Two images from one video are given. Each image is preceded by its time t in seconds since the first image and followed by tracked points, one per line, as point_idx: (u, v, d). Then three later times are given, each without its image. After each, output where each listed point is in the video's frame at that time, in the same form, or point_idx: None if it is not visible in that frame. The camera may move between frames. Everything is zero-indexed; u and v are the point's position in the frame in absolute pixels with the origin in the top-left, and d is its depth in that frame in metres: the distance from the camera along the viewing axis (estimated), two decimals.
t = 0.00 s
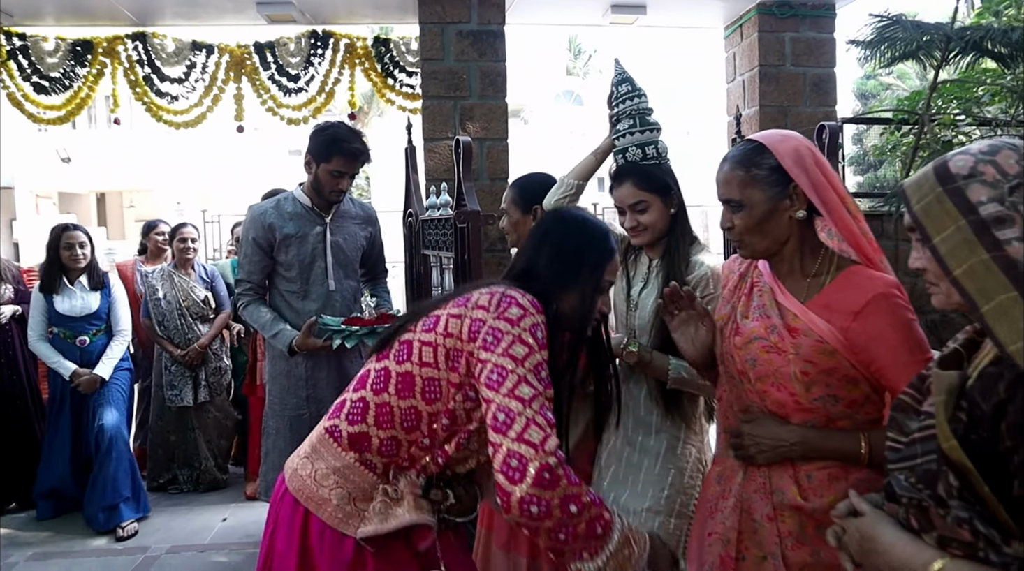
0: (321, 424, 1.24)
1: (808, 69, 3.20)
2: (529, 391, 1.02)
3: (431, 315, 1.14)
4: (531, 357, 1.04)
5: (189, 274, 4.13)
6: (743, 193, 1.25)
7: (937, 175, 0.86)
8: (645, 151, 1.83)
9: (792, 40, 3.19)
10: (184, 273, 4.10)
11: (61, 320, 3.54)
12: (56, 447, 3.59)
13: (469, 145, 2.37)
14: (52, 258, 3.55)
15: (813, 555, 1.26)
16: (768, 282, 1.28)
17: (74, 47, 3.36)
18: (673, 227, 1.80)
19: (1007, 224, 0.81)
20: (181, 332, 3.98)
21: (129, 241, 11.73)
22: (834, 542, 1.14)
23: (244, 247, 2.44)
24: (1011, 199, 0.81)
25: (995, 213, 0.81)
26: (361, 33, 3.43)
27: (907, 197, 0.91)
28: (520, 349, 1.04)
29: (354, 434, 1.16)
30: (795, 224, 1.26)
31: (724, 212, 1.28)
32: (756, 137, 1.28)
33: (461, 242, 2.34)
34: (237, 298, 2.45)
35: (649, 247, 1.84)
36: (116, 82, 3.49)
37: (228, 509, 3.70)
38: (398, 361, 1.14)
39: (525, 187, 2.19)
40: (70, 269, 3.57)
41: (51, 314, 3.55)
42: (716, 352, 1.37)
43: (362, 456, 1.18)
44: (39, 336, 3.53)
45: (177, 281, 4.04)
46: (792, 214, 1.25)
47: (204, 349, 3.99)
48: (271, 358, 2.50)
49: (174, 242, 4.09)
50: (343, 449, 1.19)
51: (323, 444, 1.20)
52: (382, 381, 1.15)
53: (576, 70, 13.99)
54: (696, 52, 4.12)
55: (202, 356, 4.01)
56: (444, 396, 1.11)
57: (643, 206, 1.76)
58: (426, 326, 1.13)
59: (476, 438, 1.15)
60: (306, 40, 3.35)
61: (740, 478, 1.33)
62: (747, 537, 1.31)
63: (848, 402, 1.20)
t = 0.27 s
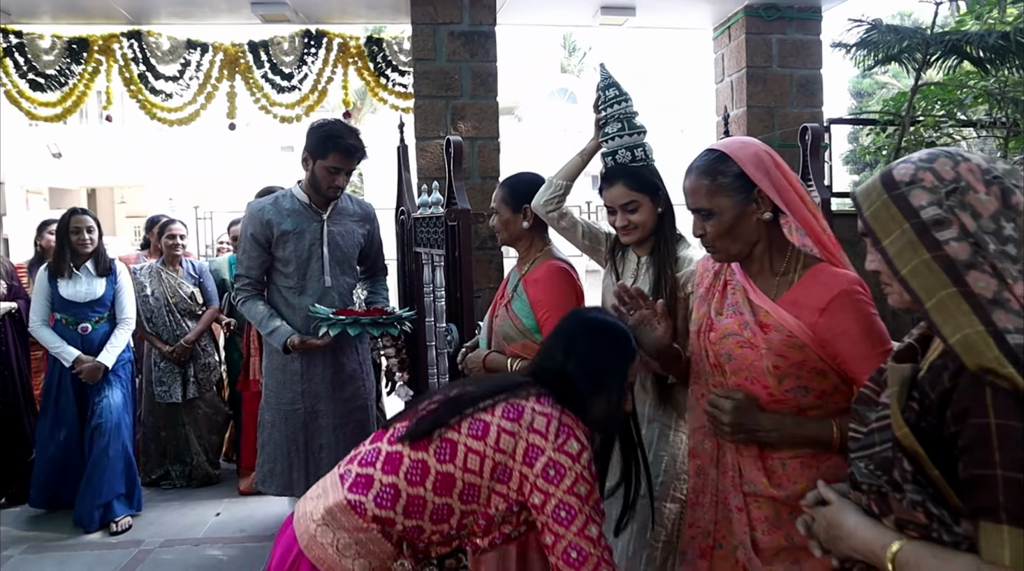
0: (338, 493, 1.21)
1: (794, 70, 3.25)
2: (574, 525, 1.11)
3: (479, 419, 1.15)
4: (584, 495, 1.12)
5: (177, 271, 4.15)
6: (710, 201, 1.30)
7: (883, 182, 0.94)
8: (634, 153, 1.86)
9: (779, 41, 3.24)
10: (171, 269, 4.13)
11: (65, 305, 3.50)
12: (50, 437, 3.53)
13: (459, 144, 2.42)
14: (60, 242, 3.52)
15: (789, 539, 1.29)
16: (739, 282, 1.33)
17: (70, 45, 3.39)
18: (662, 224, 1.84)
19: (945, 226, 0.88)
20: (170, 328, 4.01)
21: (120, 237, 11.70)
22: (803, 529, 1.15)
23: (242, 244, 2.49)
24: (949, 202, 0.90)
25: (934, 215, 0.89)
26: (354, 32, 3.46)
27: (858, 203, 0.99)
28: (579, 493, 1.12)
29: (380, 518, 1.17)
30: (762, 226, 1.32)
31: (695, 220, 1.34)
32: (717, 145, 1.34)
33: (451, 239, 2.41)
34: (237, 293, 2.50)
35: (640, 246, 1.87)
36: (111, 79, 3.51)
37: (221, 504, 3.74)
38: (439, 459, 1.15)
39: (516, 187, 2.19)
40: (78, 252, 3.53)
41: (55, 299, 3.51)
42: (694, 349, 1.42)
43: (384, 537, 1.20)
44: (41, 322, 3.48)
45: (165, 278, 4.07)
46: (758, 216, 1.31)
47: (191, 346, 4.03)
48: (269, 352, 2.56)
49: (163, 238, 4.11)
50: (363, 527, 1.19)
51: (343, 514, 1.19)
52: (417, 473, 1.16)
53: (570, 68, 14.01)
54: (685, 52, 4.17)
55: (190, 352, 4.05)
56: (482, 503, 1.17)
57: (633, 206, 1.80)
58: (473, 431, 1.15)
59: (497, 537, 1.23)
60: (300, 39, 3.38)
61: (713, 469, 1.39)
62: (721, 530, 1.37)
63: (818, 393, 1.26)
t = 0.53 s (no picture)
0: (363, 558, 1.20)
1: (783, 73, 3.31)
2: None
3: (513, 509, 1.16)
4: None
5: (167, 270, 4.16)
6: (683, 205, 1.35)
7: (839, 187, 1.05)
8: (624, 153, 1.91)
9: (768, 45, 3.30)
10: (161, 268, 4.13)
11: (66, 299, 3.50)
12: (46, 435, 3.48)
13: (452, 145, 2.46)
14: (62, 235, 3.50)
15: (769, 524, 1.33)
16: (714, 281, 1.39)
17: (68, 45, 3.43)
18: (651, 222, 1.89)
19: (896, 224, 0.99)
20: (161, 326, 4.05)
21: (114, 236, 11.66)
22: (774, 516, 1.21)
23: (244, 239, 2.53)
24: (899, 203, 1.00)
25: (886, 215, 1.00)
26: (349, 33, 3.50)
27: (820, 207, 1.10)
28: None
29: None
30: (733, 227, 1.37)
31: (670, 223, 1.40)
32: (685, 152, 1.39)
33: (444, 238, 2.46)
34: (239, 289, 2.56)
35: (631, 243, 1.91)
36: (108, 79, 3.53)
37: (218, 499, 3.78)
38: (472, 542, 1.16)
39: (507, 187, 2.22)
40: (82, 245, 3.52)
41: (57, 293, 3.50)
42: (672, 346, 1.48)
43: None
44: (42, 316, 3.47)
45: (155, 276, 4.08)
46: (729, 217, 1.36)
47: (183, 343, 4.06)
48: (269, 348, 2.61)
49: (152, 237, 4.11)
50: None
51: None
52: (446, 552, 1.17)
53: (567, 68, 14.04)
54: (676, 53, 4.21)
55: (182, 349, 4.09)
56: None
57: (624, 204, 1.84)
58: (508, 522, 1.16)
59: None
60: (295, 39, 3.42)
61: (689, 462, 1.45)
62: (697, 520, 1.44)
63: (791, 383, 1.31)
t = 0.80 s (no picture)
0: None
1: (769, 74, 3.38)
2: None
3: (520, 531, 1.25)
4: None
5: (159, 266, 4.19)
6: (656, 203, 1.43)
7: (800, 188, 1.12)
8: (613, 151, 1.98)
9: (755, 46, 3.37)
10: (153, 265, 4.17)
11: (64, 294, 3.52)
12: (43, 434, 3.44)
13: (444, 144, 2.52)
14: (61, 231, 3.53)
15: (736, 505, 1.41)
16: (687, 276, 1.46)
17: (66, 44, 3.47)
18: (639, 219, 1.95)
19: (852, 221, 1.05)
20: (155, 322, 4.11)
21: (110, 234, 11.70)
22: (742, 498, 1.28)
23: (247, 235, 2.60)
24: (854, 201, 1.07)
25: (842, 213, 1.07)
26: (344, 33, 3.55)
27: (783, 207, 1.17)
28: None
29: None
30: (703, 225, 1.46)
31: (646, 218, 1.47)
32: (662, 153, 1.46)
33: (436, 236, 2.52)
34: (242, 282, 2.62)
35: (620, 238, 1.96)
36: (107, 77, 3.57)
37: (216, 491, 3.86)
38: (479, 563, 1.22)
39: (497, 185, 2.28)
40: (80, 241, 3.57)
41: (54, 288, 3.52)
42: (650, 338, 1.55)
43: None
44: (40, 311, 3.48)
45: (148, 273, 4.13)
46: (699, 216, 1.45)
47: (177, 338, 4.12)
48: (270, 340, 2.68)
49: (142, 234, 4.13)
50: None
51: None
52: None
53: (563, 66, 14.09)
54: (667, 54, 4.28)
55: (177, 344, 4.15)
56: None
57: (614, 201, 1.89)
58: (516, 544, 1.25)
59: None
60: (291, 39, 3.49)
61: (664, 448, 1.53)
62: (669, 502, 1.52)
63: (759, 373, 1.38)
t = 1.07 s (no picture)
0: (368, 553, 1.26)
1: (756, 77, 3.46)
2: None
3: (511, 517, 1.30)
4: None
5: (154, 266, 4.24)
6: (640, 199, 1.51)
7: (774, 189, 1.15)
8: (602, 153, 2.05)
9: (743, 49, 3.45)
10: (147, 265, 4.21)
11: (55, 292, 3.56)
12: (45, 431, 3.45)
13: (438, 146, 2.59)
14: (51, 232, 3.55)
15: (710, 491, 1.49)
16: (668, 272, 1.54)
17: (65, 45, 3.51)
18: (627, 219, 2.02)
19: (823, 222, 1.09)
20: (152, 320, 4.16)
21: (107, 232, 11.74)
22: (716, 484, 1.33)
23: (248, 235, 2.66)
24: (824, 202, 1.11)
25: (813, 213, 1.11)
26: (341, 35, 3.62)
27: (759, 208, 1.20)
28: None
29: None
30: (683, 223, 1.54)
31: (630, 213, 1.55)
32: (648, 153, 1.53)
33: (430, 235, 2.58)
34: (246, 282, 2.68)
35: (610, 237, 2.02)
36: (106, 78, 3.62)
37: (213, 486, 3.92)
38: (472, 547, 1.27)
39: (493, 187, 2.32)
40: (70, 241, 3.60)
41: (44, 288, 3.55)
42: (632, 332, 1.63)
43: None
44: (32, 311, 3.52)
45: (142, 272, 4.17)
46: (679, 214, 1.53)
47: (174, 335, 4.16)
48: (274, 336, 2.75)
49: (135, 234, 4.17)
50: None
51: None
52: (445, 554, 1.27)
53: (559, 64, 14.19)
54: (658, 57, 4.38)
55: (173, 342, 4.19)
56: None
57: (603, 201, 1.95)
58: (507, 530, 1.29)
59: None
60: (289, 41, 3.55)
61: (646, 438, 1.60)
62: (648, 490, 1.60)
63: (733, 365, 1.46)
